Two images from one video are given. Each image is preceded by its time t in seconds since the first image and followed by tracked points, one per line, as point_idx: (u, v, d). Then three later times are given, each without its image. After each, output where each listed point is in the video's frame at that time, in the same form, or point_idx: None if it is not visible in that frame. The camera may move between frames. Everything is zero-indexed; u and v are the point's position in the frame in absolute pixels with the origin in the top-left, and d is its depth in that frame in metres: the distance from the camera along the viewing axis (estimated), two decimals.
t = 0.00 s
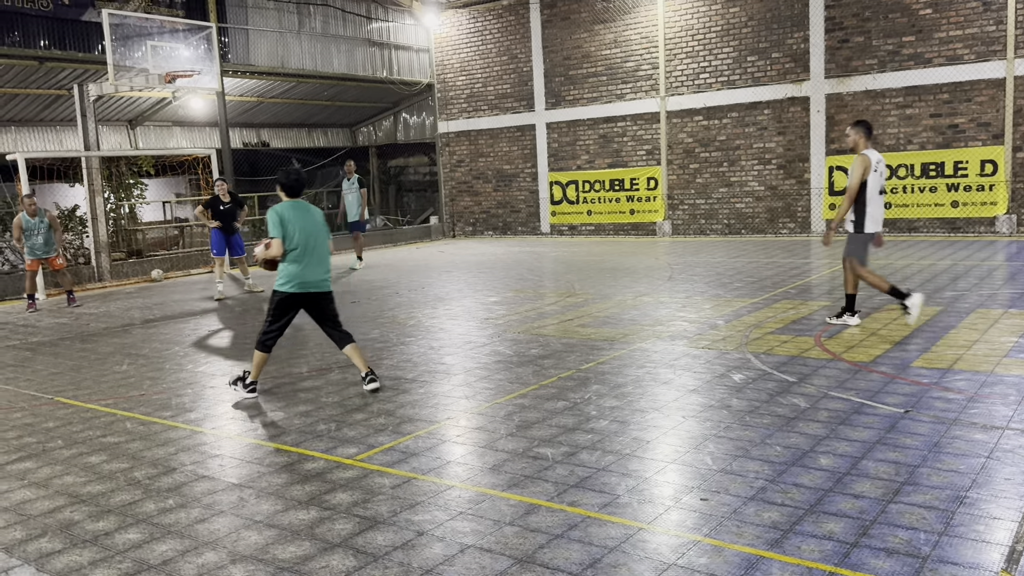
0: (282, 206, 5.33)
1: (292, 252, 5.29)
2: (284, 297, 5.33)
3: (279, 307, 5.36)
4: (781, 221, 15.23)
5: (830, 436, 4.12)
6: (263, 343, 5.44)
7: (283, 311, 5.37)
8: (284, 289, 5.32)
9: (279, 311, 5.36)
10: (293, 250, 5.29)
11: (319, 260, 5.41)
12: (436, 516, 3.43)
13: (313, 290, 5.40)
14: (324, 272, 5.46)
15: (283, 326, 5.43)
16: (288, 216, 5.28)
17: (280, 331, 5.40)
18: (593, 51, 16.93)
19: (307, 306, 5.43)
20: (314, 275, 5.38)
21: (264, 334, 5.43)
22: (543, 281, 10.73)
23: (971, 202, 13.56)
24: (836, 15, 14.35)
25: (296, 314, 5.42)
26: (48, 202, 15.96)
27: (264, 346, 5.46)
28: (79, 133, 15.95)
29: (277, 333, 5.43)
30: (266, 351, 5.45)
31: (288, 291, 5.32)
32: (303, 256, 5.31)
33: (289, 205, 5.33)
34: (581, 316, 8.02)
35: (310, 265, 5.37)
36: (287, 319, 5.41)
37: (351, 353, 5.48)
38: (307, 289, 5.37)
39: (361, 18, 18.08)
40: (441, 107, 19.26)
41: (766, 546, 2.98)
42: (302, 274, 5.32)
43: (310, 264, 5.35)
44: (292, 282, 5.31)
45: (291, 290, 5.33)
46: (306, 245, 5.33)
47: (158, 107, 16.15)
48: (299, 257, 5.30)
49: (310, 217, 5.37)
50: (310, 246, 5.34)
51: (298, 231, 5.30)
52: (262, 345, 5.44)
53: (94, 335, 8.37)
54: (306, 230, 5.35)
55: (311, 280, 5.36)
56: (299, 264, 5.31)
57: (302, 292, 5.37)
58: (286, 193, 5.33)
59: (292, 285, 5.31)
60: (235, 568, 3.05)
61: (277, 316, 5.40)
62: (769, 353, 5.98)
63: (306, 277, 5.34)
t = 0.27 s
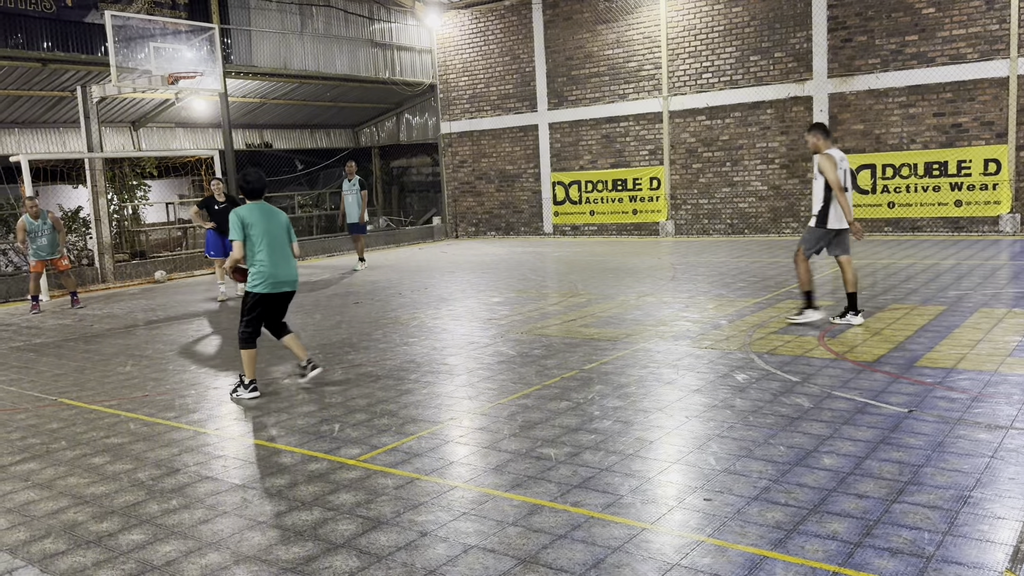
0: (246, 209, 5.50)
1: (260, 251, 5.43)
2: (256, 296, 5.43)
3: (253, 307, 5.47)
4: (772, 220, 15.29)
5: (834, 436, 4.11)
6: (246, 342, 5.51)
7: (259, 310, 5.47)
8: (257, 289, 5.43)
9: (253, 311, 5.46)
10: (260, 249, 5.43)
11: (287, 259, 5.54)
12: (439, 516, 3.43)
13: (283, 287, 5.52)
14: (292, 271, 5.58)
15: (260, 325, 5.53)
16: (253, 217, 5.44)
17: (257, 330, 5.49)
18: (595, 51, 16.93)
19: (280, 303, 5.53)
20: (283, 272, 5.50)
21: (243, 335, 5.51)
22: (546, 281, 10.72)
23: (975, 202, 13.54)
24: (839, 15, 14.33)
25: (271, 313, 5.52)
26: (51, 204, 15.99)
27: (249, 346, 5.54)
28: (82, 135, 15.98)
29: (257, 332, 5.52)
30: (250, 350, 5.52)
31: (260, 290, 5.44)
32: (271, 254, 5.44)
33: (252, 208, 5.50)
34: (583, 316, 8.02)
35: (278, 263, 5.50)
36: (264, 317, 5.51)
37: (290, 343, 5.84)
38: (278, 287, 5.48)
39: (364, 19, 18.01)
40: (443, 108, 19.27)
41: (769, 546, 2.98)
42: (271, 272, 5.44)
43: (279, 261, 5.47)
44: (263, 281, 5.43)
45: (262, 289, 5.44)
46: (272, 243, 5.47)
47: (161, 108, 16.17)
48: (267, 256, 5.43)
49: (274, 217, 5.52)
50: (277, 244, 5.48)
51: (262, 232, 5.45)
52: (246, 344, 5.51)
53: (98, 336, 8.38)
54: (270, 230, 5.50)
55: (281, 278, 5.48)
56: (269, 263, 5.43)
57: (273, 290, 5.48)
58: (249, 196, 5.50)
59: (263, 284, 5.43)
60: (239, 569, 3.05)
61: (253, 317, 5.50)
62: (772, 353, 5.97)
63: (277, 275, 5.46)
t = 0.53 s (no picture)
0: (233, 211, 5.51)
1: (249, 251, 5.43)
2: (247, 297, 5.43)
3: (245, 308, 5.46)
4: (772, 218, 15.27)
5: (837, 436, 4.11)
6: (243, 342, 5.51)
7: (251, 310, 5.46)
8: (247, 289, 5.42)
9: (245, 312, 5.46)
10: (248, 250, 5.44)
11: (277, 259, 5.54)
12: (442, 517, 3.43)
13: (273, 287, 5.51)
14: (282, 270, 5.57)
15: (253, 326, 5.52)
16: (241, 218, 5.45)
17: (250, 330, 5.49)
18: (598, 51, 16.92)
19: (271, 303, 5.52)
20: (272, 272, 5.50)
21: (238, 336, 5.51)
22: (549, 282, 10.72)
23: (978, 201, 13.51)
24: (841, 14, 14.31)
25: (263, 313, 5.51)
26: (55, 205, 16.02)
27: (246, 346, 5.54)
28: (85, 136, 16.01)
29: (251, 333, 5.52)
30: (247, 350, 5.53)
31: (250, 291, 5.43)
32: (260, 254, 5.43)
33: (240, 209, 5.51)
34: (586, 316, 8.01)
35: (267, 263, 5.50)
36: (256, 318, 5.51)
37: (277, 351, 5.76)
38: (268, 286, 5.47)
39: (366, 20, 18.00)
40: (446, 108, 19.28)
41: (772, 547, 2.97)
42: (261, 272, 5.43)
43: (268, 261, 5.46)
44: (253, 281, 5.42)
45: (252, 289, 5.43)
46: (260, 243, 5.47)
47: (164, 110, 16.20)
48: (256, 256, 5.43)
49: (261, 217, 5.53)
50: (266, 244, 5.47)
51: (250, 232, 5.46)
52: (243, 344, 5.52)
53: (101, 337, 8.40)
54: (258, 230, 5.50)
55: (271, 277, 5.47)
56: (258, 262, 5.43)
57: (263, 290, 5.47)
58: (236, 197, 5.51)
59: (252, 284, 5.42)
60: (242, 570, 3.06)
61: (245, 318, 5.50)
62: (775, 353, 5.96)
63: (266, 274, 5.45)
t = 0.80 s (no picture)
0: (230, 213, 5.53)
1: (247, 252, 5.44)
2: (247, 298, 5.43)
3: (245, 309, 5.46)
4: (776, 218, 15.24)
5: (840, 437, 4.10)
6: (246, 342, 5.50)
7: (251, 312, 5.46)
8: (247, 290, 5.43)
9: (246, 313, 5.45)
10: (246, 251, 5.45)
11: (275, 260, 5.55)
12: (444, 518, 3.43)
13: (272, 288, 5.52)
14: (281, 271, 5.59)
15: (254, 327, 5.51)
16: (238, 220, 5.47)
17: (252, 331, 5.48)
18: (600, 52, 16.92)
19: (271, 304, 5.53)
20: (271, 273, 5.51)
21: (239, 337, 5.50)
22: (552, 283, 10.71)
23: (981, 201, 13.48)
24: (843, 14, 14.30)
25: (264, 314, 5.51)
26: (58, 207, 16.04)
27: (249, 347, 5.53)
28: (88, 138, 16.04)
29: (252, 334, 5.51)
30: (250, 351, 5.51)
31: (250, 292, 5.43)
32: (258, 255, 5.45)
33: (236, 212, 5.53)
34: (589, 317, 8.01)
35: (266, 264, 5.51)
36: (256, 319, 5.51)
37: (278, 353, 5.75)
38: (268, 287, 5.48)
39: (369, 21, 18.02)
40: (448, 109, 19.29)
41: (775, 547, 2.97)
42: (260, 273, 5.43)
43: (267, 261, 5.48)
44: (252, 281, 5.42)
45: (252, 290, 5.43)
46: (258, 245, 5.48)
47: (167, 111, 16.22)
48: (254, 257, 5.44)
49: (259, 219, 5.55)
50: (263, 245, 5.49)
51: (248, 233, 5.48)
52: (246, 345, 5.50)
53: (105, 339, 8.41)
54: (255, 231, 5.52)
55: (270, 278, 5.47)
56: (257, 263, 5.44)
57: (263, 291, 5.47)
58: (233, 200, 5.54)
59: (252, 284, 5.42)
60: (245, 571, 3.06)
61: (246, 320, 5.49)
62: (778, 354, 5.96)
63: (265, 275, 5.46)
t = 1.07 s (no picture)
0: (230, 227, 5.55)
1: (248, 266, 5.47)
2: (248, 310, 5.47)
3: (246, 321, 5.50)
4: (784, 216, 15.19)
5: (843, 437, 4.09)
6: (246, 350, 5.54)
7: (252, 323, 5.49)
8: (248, 303, 5.46)
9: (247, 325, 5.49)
10: (247, 264, 5.47)
11: (275, 272, 5.58)
12: (447, 519, 3.43)
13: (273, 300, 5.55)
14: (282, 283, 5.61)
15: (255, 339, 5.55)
16: (239, 234, 5.49)
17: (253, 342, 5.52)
18: (603, 52, 16.93)
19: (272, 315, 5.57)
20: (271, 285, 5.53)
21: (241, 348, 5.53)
22: (554, 284, 10.71)
23: (985, 201, 13.45)
24: (846, 14, 14.29)
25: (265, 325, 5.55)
26: (62, 209, 16.07)
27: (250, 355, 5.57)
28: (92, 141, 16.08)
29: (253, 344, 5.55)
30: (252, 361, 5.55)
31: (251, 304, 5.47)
32: (259, 268, 5.48)
33: (237, 225, 5.55)
34: (592, 318, 8.01)
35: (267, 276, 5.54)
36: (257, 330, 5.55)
37: (274, 356, 5.76)
38: (269, 299, 5.52)
39: (372, 23, 18.04)
40: (451, 111, 19.31)
41: (778, 548, 2.97)
42: (260, 286, 5.47)
43: (267, 274, 5.50)
44: (253, 295, 5.46)
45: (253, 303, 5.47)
46: (259, 258, 5.50)
47: (170, 113, 16.26)
48: (255, 271, 5.47)
49: (259, 232, 5.56)
50: (263, 258, 5.51)
51: (249, 247, 5.50)
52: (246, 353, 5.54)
53: (108, 341, 8.43)
54: (256, 244, 5.53)
55: (271, 290, 5.51)
56: (257, 276, 5.47)
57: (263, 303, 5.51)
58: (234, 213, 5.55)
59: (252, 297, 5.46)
60: (248, 572, 3.07)
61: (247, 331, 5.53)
62: (782, 355, 5.95)
63: (266, 288, 5.49)
